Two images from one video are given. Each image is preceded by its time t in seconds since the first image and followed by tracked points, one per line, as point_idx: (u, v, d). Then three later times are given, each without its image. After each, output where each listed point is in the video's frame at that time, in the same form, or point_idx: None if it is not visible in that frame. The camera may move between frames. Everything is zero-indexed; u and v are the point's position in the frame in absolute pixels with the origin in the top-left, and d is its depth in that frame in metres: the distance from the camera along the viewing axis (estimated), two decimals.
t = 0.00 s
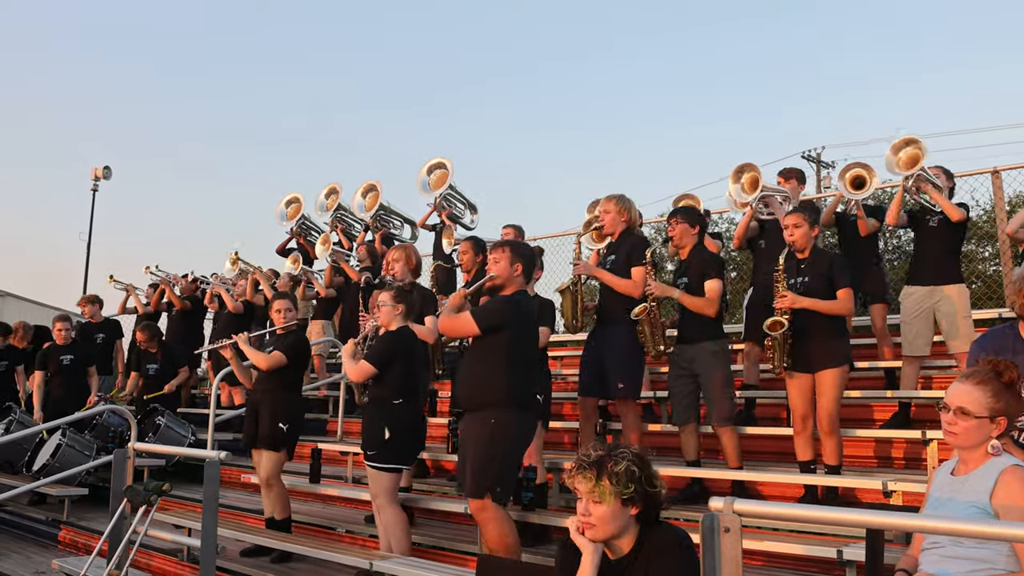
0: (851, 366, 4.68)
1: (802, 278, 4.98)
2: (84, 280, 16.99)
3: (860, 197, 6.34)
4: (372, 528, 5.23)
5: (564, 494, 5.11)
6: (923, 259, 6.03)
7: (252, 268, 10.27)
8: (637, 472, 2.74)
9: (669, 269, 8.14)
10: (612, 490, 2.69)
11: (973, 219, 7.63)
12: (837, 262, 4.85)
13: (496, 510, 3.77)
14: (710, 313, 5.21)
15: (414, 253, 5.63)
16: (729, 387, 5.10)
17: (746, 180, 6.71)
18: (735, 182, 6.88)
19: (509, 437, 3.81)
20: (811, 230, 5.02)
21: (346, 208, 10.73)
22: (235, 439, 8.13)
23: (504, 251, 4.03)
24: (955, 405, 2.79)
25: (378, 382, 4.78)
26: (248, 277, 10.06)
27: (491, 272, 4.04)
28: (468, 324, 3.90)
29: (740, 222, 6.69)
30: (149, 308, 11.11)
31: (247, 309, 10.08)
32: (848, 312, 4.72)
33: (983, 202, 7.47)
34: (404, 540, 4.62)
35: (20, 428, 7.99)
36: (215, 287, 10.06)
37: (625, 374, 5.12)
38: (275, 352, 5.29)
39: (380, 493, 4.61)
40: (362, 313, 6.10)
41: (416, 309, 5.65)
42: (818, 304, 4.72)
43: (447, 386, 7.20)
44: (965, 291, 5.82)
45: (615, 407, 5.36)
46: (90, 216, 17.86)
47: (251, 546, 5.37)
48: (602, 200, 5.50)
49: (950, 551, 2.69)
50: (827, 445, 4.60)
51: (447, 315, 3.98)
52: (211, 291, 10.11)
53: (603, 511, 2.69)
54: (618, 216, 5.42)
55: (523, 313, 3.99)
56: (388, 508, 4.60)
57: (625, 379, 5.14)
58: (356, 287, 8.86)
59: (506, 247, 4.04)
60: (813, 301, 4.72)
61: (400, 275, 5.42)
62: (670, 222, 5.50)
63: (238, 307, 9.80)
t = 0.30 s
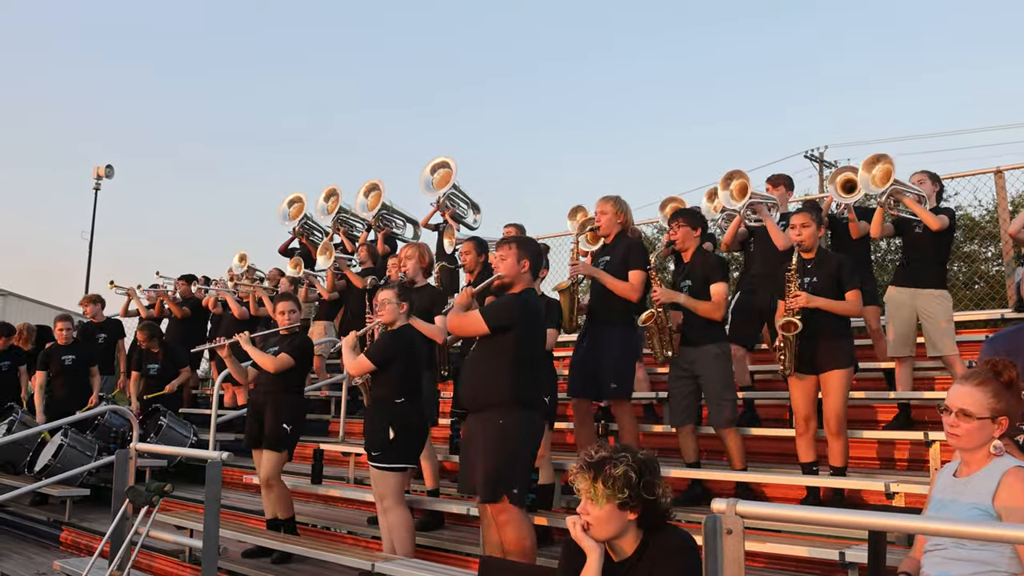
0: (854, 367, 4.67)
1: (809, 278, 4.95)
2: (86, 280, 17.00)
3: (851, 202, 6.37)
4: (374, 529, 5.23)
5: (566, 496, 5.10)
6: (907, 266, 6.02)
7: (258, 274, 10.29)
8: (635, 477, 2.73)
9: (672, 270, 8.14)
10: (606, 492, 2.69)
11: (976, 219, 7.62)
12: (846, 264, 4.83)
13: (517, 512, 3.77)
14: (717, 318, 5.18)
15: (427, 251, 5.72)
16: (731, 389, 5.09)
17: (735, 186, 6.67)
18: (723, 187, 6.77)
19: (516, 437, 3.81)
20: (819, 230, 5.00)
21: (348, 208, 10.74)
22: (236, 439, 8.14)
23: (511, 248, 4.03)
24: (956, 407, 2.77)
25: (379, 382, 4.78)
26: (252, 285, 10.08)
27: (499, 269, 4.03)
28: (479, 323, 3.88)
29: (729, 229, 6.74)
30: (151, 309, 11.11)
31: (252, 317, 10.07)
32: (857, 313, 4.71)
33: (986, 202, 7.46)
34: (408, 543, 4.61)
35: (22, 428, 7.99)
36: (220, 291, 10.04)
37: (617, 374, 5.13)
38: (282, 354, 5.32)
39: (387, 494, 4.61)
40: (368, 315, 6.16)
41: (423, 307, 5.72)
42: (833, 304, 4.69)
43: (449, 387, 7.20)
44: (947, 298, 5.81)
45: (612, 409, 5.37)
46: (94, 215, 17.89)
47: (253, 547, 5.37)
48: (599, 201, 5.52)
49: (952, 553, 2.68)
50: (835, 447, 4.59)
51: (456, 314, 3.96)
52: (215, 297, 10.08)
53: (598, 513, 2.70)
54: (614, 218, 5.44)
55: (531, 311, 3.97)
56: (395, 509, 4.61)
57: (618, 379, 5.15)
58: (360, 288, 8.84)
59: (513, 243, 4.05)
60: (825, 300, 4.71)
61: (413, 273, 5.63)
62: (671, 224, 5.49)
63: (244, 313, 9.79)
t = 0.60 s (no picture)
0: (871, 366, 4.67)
1: (825, 278, 4.95)
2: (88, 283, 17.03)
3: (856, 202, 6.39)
4: (377, 531, 5.24)
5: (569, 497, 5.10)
6: (909, 265, 6.02)
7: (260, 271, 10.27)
8: (632, 482, 2.71)
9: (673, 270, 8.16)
10: (602, 496, 2.69)
11: (978, 220, 7.62)
12: (863, 264, 4.83)
13: (532, 515, 3.80)
14: (729, 314, 5.21)
15: (439, 252, 5.69)
16: (742, 390, 5.08)
17: (738, 191, 6.65)
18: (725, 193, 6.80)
19: (530, 440, 3.81)
20: (835, 229, 5.00)
21: (350, 209, 10.74)
22: (239, 440, 8.14)
23: (509, 249, 4.02)
24: (954, 408, 2.77)
25: (380, 383, 4.78)
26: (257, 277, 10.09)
27: (500, 271, 4.03)
28: (492, 329, 3.87)
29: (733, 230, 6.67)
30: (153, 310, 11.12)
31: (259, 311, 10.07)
32: (876, 313, 4.72)
33: (988, 203, 7.45)
34: (408, 544, 4.62)
35: (24, 430, 8.00)
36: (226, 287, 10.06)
37: (610, 376, 5.15)
38: (289, 355, 5.31)
39: (383, 497, 4.60)
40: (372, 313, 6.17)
41: (438, 305, 5.79)
42: (850, 304, 4.70)
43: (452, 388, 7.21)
44: (951, 297, 5.82)
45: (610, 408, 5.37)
46: (94, 217, 17.90)
47: (255, 548, 5.37)
48: (591, 203, 5.51)
49: (955, 553, 2.68)
50: (860, 447, 4.58)
51: (466, 324, 3.95)
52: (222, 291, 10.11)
53: (596, 517, 2.71)
54: (607, 221, 5.46)
55: (540, 310, 3.97)
56: (393, 510, 4.60)
57: (611, 380, 5.17)
58: (362, 288, 8.84)
59: (512, 243, 4.03)
60: (845, 299, 4.71)
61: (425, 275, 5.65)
62: (681, 219, 5.49)
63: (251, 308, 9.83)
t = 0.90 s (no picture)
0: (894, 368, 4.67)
1: (847, 276, 4.95)
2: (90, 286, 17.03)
3: (874, 201, 6.29)
4: (379, 532, 5.24)
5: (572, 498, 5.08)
6: (927, 262, 6.04)
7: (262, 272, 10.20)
8: (630, 483, 2.70)
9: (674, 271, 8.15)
10: (598, 498, 2.70)
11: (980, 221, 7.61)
12: (884, 262, 4.84)
13: (535, 518, 3.79)
14: (746, 314, 5.24)
15: (444, 253, 5.66)
16: (754, 390, 5.09)
17: (755, 182, 6.68)
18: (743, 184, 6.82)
19: (533, 441, 3.82)
20: (855, 228, 4.99)
21: (351, 211, 10.73)
22: (240, 441, 8.14)
23: (522, 246, 4.04)
24: (954, 408, 2.77)
25: (382, 385, 4.78)
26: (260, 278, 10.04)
27: (510, 267, 4.04)
28: (492, 325, 3.87)
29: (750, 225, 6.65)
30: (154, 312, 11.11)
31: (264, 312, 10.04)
32: (897, 311, 4.72)
33: (990, 204, 7.45)
34: (411, 546, 4.60)
35: (25, 432, 7.99)
36: (230, 287, 10.03)
37: (606, 378, 5.18)
38: (299, 354, 5.31)
39: (389, 497, 4.60)
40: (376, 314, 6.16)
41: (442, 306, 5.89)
42: (872, 302, 4.71)
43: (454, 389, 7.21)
44: (973, 294, 5.83)
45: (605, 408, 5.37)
46: (95, 218, 17.93)
47: (257, 550, 5.36)
48: (580, 209, 5.51)
49: (956, 554, 2.68)
50: (872, 449, 4.60)
51: (467, 316, 3.95)
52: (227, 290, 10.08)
53: (594, 519, 2.71)
54: (598, 225, 5.44)
55: (545, 311, 3.99)
56: (398, 511, 4.59)
57: (608, 383, 5.20)
58: (364, 290, 8.82)
59: (525, 241, 4.05)
60: (866, 298, 4.71)
61: (430, 275, 5.58)
62: (691, 219, 5.48)
63: (256, 308, 9.80)
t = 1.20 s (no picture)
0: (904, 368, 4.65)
1: (857, 275, 4.95)
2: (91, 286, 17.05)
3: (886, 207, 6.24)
4: (380, 533, 5.24)
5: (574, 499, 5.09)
6: (938, 263, 6.03)
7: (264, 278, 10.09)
8: (631, 484, 2.70)
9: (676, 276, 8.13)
10: (597, 500, 2.70)
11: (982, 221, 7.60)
12: (894, 262, 4.82)
13: (527, 520, 3.78)
14: (758, 315, 5.23)
15: (443, 254, 5.68)
16: (763, 392, 5.09)
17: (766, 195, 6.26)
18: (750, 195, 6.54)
19: (521, 444, 3.81)
20: (865, 227, 4.99)
21: (352, 210, 10.72)
22: (242, 442, 8.14)
23: (523, 249, 4.03)
24: (957, 410, 2.77)
25: (385, 386, 4.78)
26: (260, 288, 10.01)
27: (510, 269, 4.03)
28: (501, 325, 3.84)
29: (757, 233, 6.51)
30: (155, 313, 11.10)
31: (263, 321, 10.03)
32: (907, 312, 4.68)
33: (992, 204, 7.44)
34: (414, 548, 4.60)
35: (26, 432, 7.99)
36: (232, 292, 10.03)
37: (603, 381, 5.18)
38: (308, 357, 5.35)
39: (394, 498, 4.60)
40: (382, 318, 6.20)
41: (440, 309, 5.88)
42: (880, 302, 4.69)
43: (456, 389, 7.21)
44: (983, 293, 5.83)
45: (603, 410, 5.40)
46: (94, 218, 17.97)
47: (258, 551, 5.36)
48: (574, 211, 5.52)
49: (959, 556, 2.68)
50: (878, 450, 4.59)
51: (472, 315, 3.88)
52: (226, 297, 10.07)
53: (595, 521, 2.71)
54: (593, 227, 5.45)
55: (545, 313, 3.99)
56: (404, 511, 4.59)
57: (605, 386, 5.20)
58: (365, 291, 8.81)
59: (526, 244, 4.04)
60: (875, 299, 4.70)
61: (429, 275, 5.58)
62: (700, 220, 5.48)
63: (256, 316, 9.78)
